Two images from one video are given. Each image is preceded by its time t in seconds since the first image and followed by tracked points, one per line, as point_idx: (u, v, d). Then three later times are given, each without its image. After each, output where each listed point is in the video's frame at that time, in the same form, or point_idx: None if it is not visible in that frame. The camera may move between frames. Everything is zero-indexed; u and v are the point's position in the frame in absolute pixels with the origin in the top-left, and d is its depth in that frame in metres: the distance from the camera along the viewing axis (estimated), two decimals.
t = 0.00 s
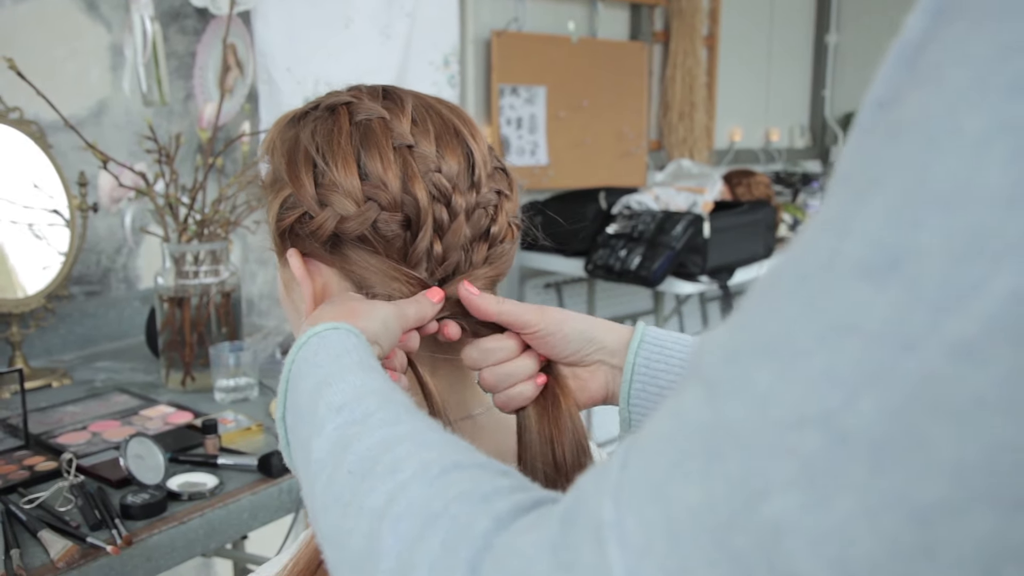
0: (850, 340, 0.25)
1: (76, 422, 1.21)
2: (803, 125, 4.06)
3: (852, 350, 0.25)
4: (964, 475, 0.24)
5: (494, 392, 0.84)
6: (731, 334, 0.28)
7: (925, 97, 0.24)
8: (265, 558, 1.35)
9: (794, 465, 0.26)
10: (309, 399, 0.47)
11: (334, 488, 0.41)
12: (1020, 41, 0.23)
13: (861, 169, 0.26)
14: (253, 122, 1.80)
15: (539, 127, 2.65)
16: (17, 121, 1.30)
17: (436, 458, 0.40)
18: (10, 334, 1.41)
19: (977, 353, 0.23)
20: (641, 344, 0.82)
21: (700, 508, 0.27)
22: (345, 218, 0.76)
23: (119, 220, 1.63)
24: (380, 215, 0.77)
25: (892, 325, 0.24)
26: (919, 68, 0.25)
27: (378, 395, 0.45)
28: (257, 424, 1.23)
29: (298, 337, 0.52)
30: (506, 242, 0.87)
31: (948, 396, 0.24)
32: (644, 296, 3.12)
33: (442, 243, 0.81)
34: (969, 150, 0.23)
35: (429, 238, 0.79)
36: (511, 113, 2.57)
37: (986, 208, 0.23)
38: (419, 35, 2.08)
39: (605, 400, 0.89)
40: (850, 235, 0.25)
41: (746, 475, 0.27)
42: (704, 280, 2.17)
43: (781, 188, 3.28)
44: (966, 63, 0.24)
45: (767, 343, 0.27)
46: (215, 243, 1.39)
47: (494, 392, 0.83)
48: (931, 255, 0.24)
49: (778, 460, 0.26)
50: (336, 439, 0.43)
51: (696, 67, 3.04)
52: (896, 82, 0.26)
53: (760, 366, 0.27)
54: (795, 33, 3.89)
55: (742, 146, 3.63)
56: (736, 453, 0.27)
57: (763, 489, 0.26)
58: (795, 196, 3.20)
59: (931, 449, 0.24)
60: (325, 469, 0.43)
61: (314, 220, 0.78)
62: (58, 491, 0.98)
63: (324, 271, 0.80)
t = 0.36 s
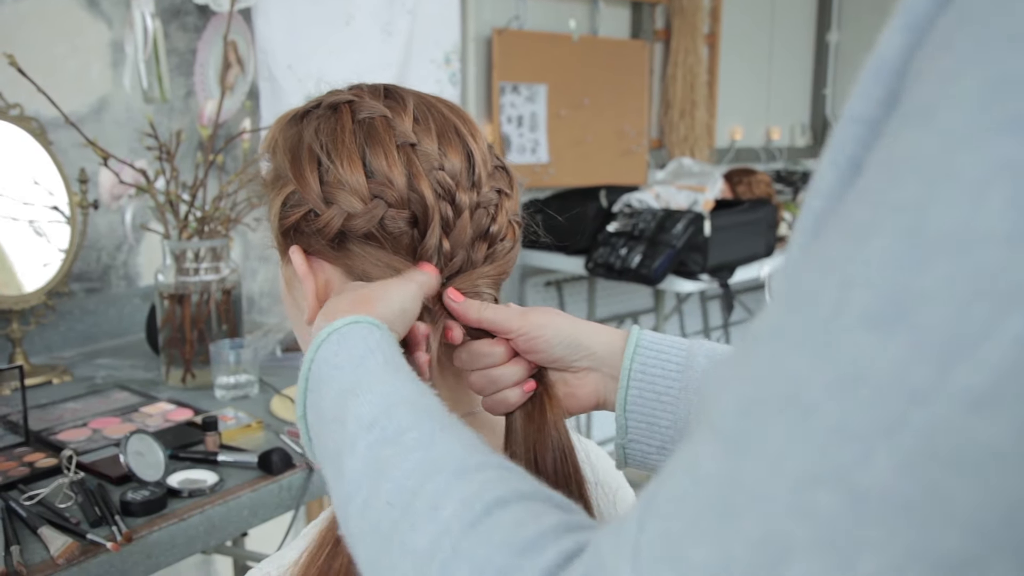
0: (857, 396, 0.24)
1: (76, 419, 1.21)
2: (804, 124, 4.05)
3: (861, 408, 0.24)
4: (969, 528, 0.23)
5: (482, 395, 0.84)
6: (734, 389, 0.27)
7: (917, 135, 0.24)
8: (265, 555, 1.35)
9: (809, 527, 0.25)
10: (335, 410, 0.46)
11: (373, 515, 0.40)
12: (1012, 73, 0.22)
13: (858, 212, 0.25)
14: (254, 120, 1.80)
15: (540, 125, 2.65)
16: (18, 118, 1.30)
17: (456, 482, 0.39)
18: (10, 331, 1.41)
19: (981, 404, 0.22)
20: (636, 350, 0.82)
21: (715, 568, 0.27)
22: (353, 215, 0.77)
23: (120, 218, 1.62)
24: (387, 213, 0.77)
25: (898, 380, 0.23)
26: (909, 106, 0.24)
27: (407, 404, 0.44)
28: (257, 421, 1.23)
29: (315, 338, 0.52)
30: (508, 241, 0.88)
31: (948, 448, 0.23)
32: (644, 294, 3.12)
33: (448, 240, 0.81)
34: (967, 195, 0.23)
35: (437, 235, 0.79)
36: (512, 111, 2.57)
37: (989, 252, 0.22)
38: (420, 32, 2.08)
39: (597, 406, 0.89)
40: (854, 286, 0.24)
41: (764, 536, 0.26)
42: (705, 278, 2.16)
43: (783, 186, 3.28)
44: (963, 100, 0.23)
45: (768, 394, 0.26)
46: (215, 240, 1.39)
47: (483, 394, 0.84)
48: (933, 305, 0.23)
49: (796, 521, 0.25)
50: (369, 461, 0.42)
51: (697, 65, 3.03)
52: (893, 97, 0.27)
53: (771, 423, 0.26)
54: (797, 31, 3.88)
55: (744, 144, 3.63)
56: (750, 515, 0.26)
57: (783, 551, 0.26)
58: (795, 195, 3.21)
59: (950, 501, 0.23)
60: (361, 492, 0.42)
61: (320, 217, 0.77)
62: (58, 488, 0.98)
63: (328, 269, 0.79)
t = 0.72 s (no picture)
0: (876, 405, 0.24)
1: (76, 418, 1.21)
2: (804, 122, 4.05)
3: (881, 416, 0.24)
4: (982, 529, 0.23)
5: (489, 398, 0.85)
6: (751, 400, 0.27)
7: (928, 143, 0.24)
8: (264, 553, 1.35)
9: (834, 534, 0.25)
10: (345, 444, 0.45)
11: (388, 545, 0.40)
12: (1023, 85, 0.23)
13: (873, 220, 0.25)
14: (254, 118, 1.80)
15: (540, 123, 2.65)
16: (18, 115, 1.30)
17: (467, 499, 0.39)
18: (10, 329, 1.41)
19: (996, 411, 0.22)
20: (643, 347, 0.82)
21: None
22: (359, 215, 0.76)
23: (120, 216, 1.62)
24: (393, 213, 0.77)
25: (917, 387, 0.24)
26: (919, 115, 0.25)
27: (420, 434, 0.43)
28: (257, 420, 1.23)
29: (320, 371, 0.50)
30: (513, 241, 0.87)
31: (965, 457, 0.23)
32: (645, 292, 3.12)
33: (453, 241, 0.81)
34: (983, 201, 0.23)
35: (442, 236, 0.79)
36: (512, 110, 2.57)
37: (1010, 256, 0.23)
38: (420, 31, 2.08)
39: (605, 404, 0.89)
40: (874, 295, 0.25)
41: (788, 544, 0.26)
42: (706, 277, 2.16)
43: (783, 186, 3.27)
44: (976, 108, 0.24)
45: (786, 405, 0.26)
46: (215, 238, 1.39)
47: (489, 396, 0.85)
48: (951, 313, 0.23)
49: (821, 528, 0.26)
50: (381, 492, 0.41)
51: (697, 63, 3.03)
52: (900, 100, 0.27)
53: (792, 431, 0.26)
54: (797, 30, 3.88)
55: (744, 143, 3.63)
56: (773, 523, 0.26)
57: (807, 559, 0.26)
58: (795, 194, 3.21)
59: (970, 507, 0.23)
60: (376, 522, 0.41)
61: (326, 216, 0.77)
62: (58, 486, 0.98)
63: (332, 267, 0.80)
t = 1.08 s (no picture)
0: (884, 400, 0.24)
1: (76, 416, 1.21)
2: (804, 122, 4.05)
3: (892, 410, 0.24)
4: (997, 527, 0.23)
5: (490, 399, 0.85)
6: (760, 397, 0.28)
7: (936, 136, 0.24)
8: (264, 552, 1.35)
9: (846, 533, 0.25)
10: (356, 462, 0.45)
11: (402, 561, 0.40)
12: None
13: (883, 212, 0.25)
14: (255, 117, 1.80)
15: (540, 122, 2.65)
16: (18, 113, 1.30)
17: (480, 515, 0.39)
18: (10, 327, 1.41)
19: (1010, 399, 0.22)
20: (645, 346, 0.82)
21: None
22: (359, 214, 0.76)
23: (120, 214, 1.62)
24: (393, 213, 0.77)
25: (928, 381, 0.24)
26: (928, 108, 0.25)
27: (429, 448, 0.43)
28: (256, 418, 1.23)
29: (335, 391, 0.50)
30: (515, 241, 0.87)
31: (979, 448, 0.23)
32: (644, 292, 3.12)
33: (455, 241, 0.81)
34: (990, 191, 0.23)
35: (444, 236, 0.79)
36: (512, 109, 2.57)
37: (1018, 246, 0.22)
38: (420, 30, 2.08)
39: (607, 404, 0.90)
40: (884, 287, 0.25)
41: (799, 545, 0.26)
42: (706, 277, 2.16)
43: (783, 185, 3.27)
44: (983, 101, 0.24)
45: (798, 399, 0.26)
46: (216, 236, 1.39)
47: (491, 397, 0.84)
48: (961, 303, 0.23)
49: (833, 527, 0.25)
50: (394, 508, 0.42)
51: (698, 62, 3.03)
52: (908, 94, 0.27)
53: (800, 428, 0.26)
54: (798, 30, 3.88)
55: (744, 143, 3.63)
56: (783, 521, 0.27)
57: (821, 558, 0.26)
58: (795, 193, 3.21)
59: (986, 503, 0.23)
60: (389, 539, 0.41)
61: (326, 216, 0.77)
62: (57, 484, 0.98)
63: (332, 266, 0.80)
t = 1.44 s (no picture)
0: (889, 415, 0.25)
1: (75, 415, 1.21)
2: (803, 121, 4.05)
3: (899, 425, 0.25)
4: (1009, 541, 0.24)
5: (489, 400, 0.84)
6: (764, 409, 0.28)
7: (939, 142, 0.24)
8: (263, 551, 1.35)
9: (856, 548, 0.26)
10: (355, 496, 0.46)
11: None
12: None
13: (886, 221, 0.25)
14: (253, 116, 1.80)
15: (539, 121, 2.65)
16: (17, 112, 1.30)
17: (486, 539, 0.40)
18: (9, 326, 1.41)
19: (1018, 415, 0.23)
20: (644, 345, 0.82)
21: None
22: (357, 215, 0.76)
23: (119, 213, 1.62)
24: (391, 213, 0.77)
25: (933, 400, 0.24)
26: (927, 113, 0.25)
27: (425, 475, 0.44)
28: (255, 418, 1.22)
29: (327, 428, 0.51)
30: (513, 240, 0.87)
31: (989, 462, 0.23)
32: (644, 292, 3.12)
33: (453, 241, 0.81)
34: (996, 197, 0.23)
35: (442, 237, 0.79)
36: (511, 108, 2.57)
37: None
38: (420, 29, 2.08)
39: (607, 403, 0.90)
40: (889, 298, 0.25)
41: (806, 561, 0.27)
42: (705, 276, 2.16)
43: (782, 184, 3.27)
44: (984, 105, 0.24)
45: (802, 414, 0.27)
46: (215, 236, 1.39)
47: (490, 398, 0.84)
48: (963, 318, 0.24)
49: (842, 544, 0.26)
50: (394, 539, 0.43)
51: (697, 62, 3.03)
52: (906, 96, 0.27)
53: (806, 443, 0.26)
54: (798, 29, 3.88)
55: (743, 142, 3.63)
56: (791, 539, 0.27)
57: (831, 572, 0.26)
58: (794, 193, 3.21)
59: (996, 517, 0.24)
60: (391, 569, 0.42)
61: (324, 216, 0.77)
62: (55, 484, 0.98)
63: (330, 266, 0.80)
